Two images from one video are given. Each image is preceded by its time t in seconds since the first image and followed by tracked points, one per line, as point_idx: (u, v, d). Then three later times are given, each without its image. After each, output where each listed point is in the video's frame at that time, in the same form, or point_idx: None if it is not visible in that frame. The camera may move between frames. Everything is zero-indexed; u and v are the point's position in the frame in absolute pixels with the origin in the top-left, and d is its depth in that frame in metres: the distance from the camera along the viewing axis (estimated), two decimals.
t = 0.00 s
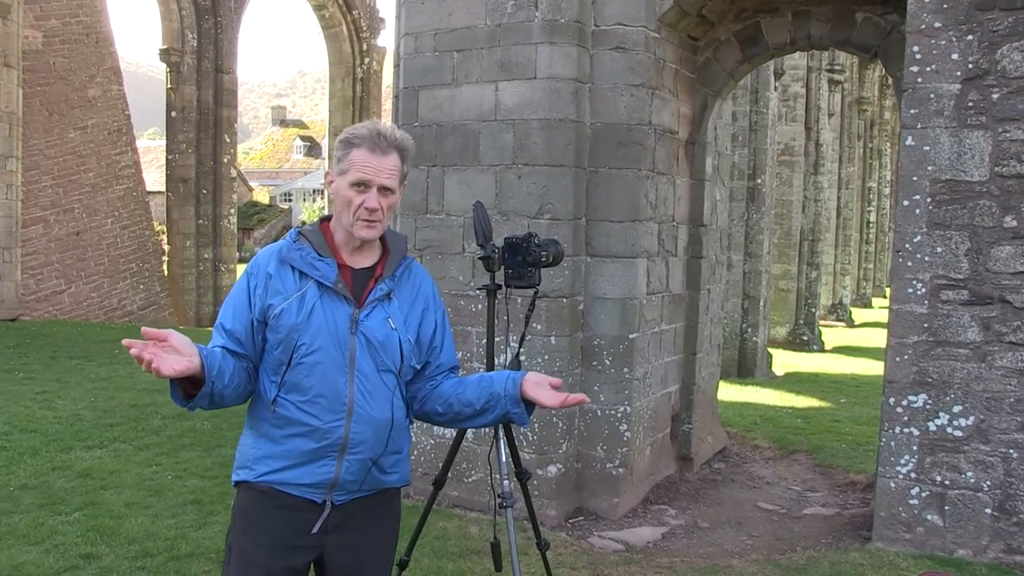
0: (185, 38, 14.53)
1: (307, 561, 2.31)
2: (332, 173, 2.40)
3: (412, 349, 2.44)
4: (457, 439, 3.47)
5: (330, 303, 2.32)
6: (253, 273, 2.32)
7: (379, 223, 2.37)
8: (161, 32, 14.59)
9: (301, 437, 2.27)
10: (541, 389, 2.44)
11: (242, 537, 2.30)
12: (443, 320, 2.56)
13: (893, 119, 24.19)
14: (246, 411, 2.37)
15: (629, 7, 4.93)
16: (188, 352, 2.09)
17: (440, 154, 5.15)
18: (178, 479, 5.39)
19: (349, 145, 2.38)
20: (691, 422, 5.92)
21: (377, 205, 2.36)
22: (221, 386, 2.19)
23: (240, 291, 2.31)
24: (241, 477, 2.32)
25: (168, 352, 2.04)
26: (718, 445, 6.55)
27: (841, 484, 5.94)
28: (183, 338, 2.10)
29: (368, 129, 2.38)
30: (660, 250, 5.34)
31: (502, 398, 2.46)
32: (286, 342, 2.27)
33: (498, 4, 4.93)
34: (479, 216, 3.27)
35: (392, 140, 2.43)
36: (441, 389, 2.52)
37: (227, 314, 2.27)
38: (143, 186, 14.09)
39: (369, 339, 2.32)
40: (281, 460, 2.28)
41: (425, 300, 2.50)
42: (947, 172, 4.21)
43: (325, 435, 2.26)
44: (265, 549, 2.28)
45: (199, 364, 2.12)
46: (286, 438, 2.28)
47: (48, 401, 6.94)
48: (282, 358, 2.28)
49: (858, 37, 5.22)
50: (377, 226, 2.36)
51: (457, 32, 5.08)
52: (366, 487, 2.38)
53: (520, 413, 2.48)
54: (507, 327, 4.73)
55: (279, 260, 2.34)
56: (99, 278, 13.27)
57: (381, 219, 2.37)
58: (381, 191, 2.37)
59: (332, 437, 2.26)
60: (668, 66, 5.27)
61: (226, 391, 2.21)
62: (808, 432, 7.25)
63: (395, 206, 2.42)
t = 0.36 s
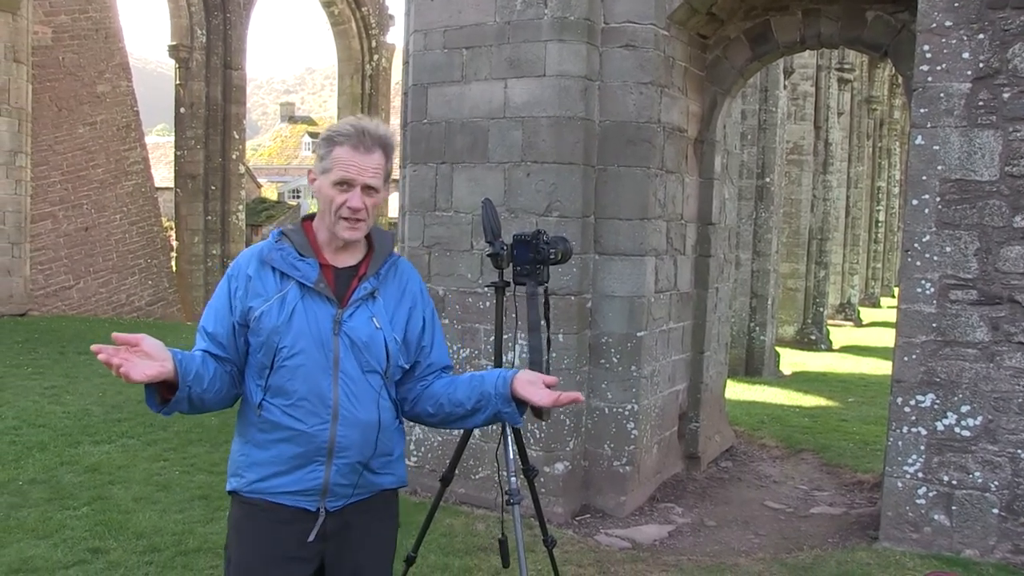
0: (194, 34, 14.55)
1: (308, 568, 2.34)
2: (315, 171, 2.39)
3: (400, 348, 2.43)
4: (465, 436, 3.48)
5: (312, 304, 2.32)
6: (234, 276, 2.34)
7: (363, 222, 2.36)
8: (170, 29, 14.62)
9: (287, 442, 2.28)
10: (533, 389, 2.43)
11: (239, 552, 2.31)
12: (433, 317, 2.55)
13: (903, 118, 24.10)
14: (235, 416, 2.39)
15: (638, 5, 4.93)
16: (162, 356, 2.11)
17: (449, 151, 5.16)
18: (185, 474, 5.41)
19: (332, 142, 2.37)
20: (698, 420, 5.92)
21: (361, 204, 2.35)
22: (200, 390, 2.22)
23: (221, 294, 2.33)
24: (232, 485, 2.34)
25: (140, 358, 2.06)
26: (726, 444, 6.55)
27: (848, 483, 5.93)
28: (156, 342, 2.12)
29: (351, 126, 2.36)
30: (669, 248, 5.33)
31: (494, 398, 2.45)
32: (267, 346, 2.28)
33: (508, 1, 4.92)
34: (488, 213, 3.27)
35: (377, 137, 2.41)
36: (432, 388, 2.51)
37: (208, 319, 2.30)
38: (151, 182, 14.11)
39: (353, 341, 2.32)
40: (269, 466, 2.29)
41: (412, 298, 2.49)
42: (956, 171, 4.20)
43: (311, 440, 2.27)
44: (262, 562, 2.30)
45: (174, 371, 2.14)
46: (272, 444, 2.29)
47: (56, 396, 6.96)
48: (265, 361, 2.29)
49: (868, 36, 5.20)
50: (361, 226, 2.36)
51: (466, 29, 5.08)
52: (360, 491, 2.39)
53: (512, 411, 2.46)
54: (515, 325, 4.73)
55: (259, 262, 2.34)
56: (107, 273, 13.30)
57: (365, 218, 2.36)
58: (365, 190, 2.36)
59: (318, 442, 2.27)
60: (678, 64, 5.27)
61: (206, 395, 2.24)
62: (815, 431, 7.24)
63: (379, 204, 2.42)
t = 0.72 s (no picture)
0: (207, 32, 14.61)
1: None
2: (259, 166, 2.36)
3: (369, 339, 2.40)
4: (475, 434, 3.48)
5: (273, 305, 2.29)
6: (188, 287, 2.30)
7: (312, 214, 2.33)
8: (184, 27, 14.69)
9: (265, 449, 2.26)
10: (510, 361, 2.42)
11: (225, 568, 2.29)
12: (400, 303, 2.53)
13: (917, 115, 23.93)
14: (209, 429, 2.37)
15: (650, 2, 4.91)
16: (121, 378, 2.09)
17: (461, 148, 5.16)
18: (198, 470, 5.43)
19: (273, 136, 2.33)
20: (711, 418, 5.90)
21: (308, 197, 2.32)
22: (166, 408, 2.20)
23: (178, 308, 2.29)
24: (214, 500, 2.32)
25: (97, 382, 2.04)
26: (738, 442, 6.53)
27: (861, 482, 5.90)
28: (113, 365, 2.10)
29: (291, 118, 2.33)
30: (681, 246, 5.31)
31: (471, 378, 2.43)
32: (231, 354, 2.25)
33: None
34: (499, 211, 3.26)
35: (321, 126, 2.38)
36: (407, 376, 2.49)
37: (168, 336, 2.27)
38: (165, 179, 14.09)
39: (319, 337, 2.29)
40: (250, 476, 2.27)
41: (375, 286, 2.46)
42: (972, 168, 4.17)
43: (289, 444, 2.25)
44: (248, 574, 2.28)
45: (135, 393, 2.12)
46: (250, 453, 2.27)
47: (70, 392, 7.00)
48: (232, 370, 2.27)
49: (883, 32, 5.15)
50: (310, 219, 2.33)
51: (478, 26, 5.08)
52: (347, 490, 2.37)
53: (494, 388, 2.45)
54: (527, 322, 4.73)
55: (213, 269, 2.31)
56: (121, 270, 13.33)
57: (314, 210, 2.33)
58: (312, 182, 2.33)
59: (297, 445, 2.25)
60: (690, 61, 5.24)
61: (172, 412, 2.22)
62: (828, 429, 7.21)
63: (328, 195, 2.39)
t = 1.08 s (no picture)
0: (226, 29, 14.66)
1: None
2: (201, 168, 2.32)
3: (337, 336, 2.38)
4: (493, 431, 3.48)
5: (235, 315, 2.26)
6: (146, 309, 2.27)
7: (258, 217, 2.30)
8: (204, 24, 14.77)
9: (247, 461, 2.25)
10: (483, 349, 2.42)
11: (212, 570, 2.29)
12: (365, 290, 2.51)
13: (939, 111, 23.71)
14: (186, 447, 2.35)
15: None
16: (92, 419, 2.08)
17: (480, 145, 5.16)
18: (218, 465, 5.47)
19: (214, 138, 2.29)
20: (729, 416, 5.87)
21: (254, 200, 2.28)
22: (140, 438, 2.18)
23: (140, 329, 2.27)
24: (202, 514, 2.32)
25: (67, 428, 2.02)
26: (756, 440, 6.50)
27: (881, 482, 5.86)
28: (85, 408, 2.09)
29: (232, 118, 2.28)
30: (700, 243, 5.29)
31: (445, 368, 2.42)
32: (197, 371, 2.23)
33: None
34: (519, 208, 3.26)
35: (261, 124, 2.33)
36: (383, 365, 2.48)
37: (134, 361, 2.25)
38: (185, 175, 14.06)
39: (287, 343, 2.27)
40: (235, 489, 2.27)
41: (336, 280, 2.44)
42: (996, 165, 4.12)
43: (270, 455, 2.24)
44: None
45: (108, 431, 2.11)
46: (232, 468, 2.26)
47: (92, 387, 7.07)
48: (203, 388, 2.25)
49: (905, 27, 5.09)
50: (256, 221, 2.30)
51: (497, 22, 5.07)
52: (334, 489, 2.37)
53: (469, 377, 2.45)
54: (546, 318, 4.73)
55: (169, 286, 2.27)
56: (141, 266, 13.43)
57: (259, 213, 2.30)
58: (257, 183, 2.29)
59: (279, 454, 2.24)
60: (710, 57, 5.22)
61: (147, 441, 2.21)
62: (847, 428, 7.17)
63: (274, 196, 2.35)
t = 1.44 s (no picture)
0: (246, 27, 14.72)
1: None
2: (189, 169, 2.33)
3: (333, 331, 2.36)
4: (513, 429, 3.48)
5: (229, 314, 2.27)
6: (146, 312, 2.30)
7: (246, 217, 2.30)
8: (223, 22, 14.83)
9: (246, 461, 2.26)
10: (464, 334, 2.35)
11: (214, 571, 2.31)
12: (362, 283, 2.48)
13: (962, 108, 23.46)
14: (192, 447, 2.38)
15: None
16: (102, 417, 2.09)
17: (499, 143, 5.15)
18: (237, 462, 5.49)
19: (201, 138, 2.30)
20: (749, 415, 5.84)
21: (241, 200, 2.29)
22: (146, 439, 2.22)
23: (141, 332, 2.31)
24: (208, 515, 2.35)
25: (77, 425, 2.01)
26: (776, 439, 6.47)
27: (902, 482, 5.81)
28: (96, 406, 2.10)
29: (217, 118, 2.29)
30: (720, 241, 5.26)
31: (429, 357, 2.37)
32: (194, 372, 2.25)
33: None
34: (539, 204, 3.26)
35: (247, 123, 2.33)
36: (380, 360, 2.45)
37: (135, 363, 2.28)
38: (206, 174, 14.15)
39: (282, 340, 2.26)
40: (236, 489, 2.29)
41: (331, 275, 2.42)
42: (1021, 162, 4.07)
43: (267, 454, 2.25)
44: None
45: (116, 430, 2.13)
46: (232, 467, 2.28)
47: (113, 384, 7.12)
48: (200, 387, 2.26)
49: (928, 23, 5.02)
50: (244, 221, 2.30)
51: (516, 20, 5.06)
52: (337, 488, 2.37)
53: (450, 367, 2.38)
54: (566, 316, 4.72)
55: (164, 288, 2.29)
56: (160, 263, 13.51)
57: (247, 213, 2.31)
58: (244, 183, 2.29)
59: (276, 453, 2.25)
60: (730, 54, 5.19)
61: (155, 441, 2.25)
62: (868, 427, 7.12)
63: (262, 196, 2.36)
